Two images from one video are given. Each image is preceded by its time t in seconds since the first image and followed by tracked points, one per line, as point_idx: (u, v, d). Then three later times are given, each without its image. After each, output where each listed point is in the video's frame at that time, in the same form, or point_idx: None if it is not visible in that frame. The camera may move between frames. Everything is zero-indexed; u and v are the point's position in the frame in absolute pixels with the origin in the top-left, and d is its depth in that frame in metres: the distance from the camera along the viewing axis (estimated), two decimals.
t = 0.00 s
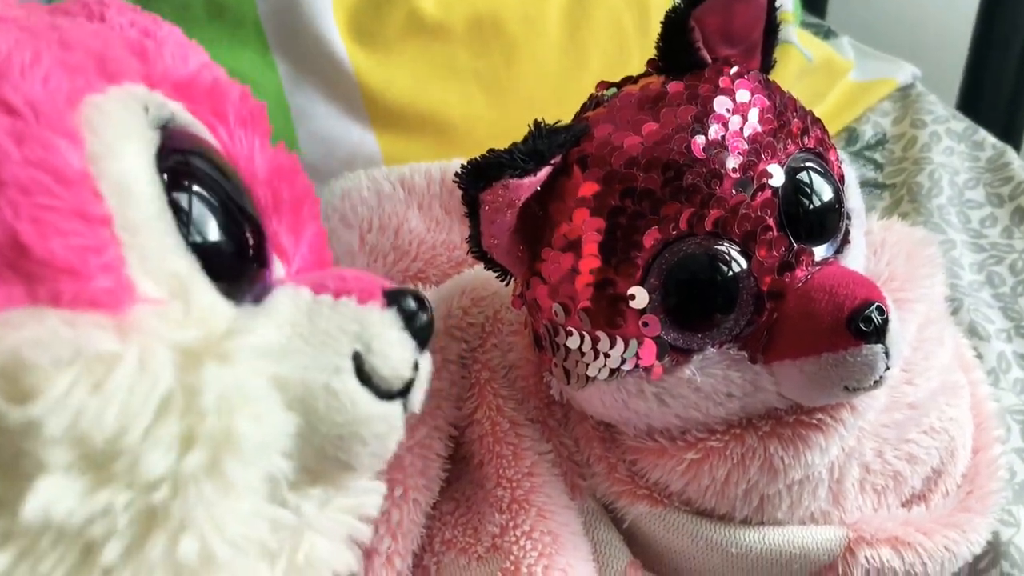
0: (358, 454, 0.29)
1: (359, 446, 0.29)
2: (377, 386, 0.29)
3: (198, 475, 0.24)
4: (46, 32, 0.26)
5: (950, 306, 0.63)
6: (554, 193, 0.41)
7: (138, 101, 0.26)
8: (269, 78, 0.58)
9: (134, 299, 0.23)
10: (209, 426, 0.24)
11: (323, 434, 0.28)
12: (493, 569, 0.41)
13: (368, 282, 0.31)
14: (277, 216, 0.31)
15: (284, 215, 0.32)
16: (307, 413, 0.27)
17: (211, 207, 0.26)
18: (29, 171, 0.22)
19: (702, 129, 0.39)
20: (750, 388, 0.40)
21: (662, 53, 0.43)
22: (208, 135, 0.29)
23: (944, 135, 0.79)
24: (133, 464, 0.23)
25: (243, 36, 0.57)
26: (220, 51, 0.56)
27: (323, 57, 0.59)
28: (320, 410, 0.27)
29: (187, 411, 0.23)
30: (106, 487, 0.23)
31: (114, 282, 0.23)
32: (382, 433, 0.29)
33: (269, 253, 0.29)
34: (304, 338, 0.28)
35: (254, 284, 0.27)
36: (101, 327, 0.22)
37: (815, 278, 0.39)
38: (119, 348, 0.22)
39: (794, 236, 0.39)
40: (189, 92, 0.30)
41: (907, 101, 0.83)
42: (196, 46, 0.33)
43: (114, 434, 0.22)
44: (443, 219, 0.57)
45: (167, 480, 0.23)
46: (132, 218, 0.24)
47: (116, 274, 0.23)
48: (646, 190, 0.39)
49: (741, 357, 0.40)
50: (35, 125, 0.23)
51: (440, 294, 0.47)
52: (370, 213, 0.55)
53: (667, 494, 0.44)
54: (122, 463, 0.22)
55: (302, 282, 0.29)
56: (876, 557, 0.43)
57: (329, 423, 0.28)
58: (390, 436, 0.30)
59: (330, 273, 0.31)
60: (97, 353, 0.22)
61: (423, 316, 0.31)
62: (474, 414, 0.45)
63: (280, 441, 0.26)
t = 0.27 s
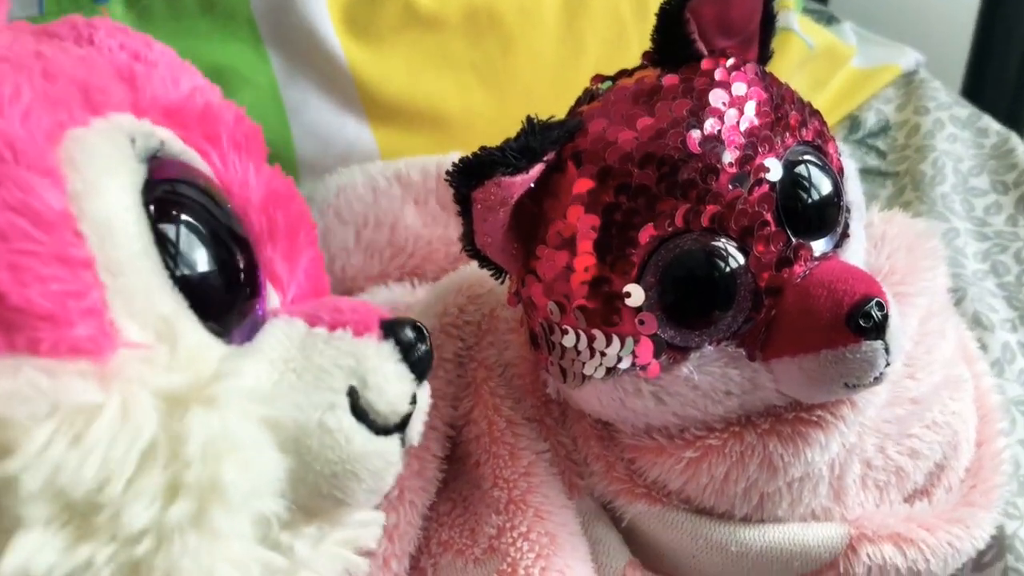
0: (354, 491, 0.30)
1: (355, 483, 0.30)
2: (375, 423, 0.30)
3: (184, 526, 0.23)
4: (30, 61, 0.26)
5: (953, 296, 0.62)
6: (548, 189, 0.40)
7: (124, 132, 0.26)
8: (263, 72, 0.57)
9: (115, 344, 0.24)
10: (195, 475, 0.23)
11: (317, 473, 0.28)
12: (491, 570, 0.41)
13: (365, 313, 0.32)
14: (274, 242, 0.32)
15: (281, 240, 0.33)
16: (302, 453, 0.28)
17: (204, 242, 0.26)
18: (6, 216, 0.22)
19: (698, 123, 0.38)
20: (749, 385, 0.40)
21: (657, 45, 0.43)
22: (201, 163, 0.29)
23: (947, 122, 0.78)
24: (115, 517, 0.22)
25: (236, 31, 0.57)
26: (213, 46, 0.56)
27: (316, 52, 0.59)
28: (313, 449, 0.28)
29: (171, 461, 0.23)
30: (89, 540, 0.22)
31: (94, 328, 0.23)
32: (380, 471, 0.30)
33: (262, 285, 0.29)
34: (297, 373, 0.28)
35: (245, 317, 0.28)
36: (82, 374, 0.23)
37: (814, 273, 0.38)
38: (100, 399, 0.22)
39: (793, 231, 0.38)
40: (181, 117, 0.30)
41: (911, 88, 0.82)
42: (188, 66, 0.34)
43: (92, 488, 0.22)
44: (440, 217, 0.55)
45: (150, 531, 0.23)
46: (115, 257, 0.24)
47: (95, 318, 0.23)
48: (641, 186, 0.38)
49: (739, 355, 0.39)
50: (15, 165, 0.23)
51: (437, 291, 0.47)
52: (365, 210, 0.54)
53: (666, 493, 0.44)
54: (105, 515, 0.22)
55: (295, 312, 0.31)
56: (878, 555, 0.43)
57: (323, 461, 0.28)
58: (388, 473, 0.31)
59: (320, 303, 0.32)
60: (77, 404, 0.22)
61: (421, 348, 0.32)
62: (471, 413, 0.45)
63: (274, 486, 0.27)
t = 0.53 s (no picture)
0: (343, 466, 0.29)
1: (345, 460, 0.29)
2: (360, 399, 0.29)
3: (175, 500, 0.24)
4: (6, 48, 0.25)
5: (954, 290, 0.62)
6: (548, 186, 0.40)
7: (102, 118, 0.26)
8: (264, 69, 0.57)
9: (100, 325, 0.23)
10: (183, 451, 0.24)
11: (305, 450, 0.28)
12: (493, 566, 0.41)
13: (349, 291, 0.31)
14: (257, 225, 0.32)
15: (265, 223, 0.33)
16: (289, 431, 0.28)
17: (183, 225, 0.26)
18: None
19: (698, 118, 0.38)
20: (750, 381, 0.40)
21: (657, 40, 0.43)
22: (181, 148, 0.29)
23: (949, 115, 0.78)
24: (105, 494, 0.23)
25: (237, 27, 0.57)
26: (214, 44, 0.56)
27: (317, 47, 0.58)
28: (302, 426, 0.28)
29: (159, 437, 0.23)
30: (79, 517, 0.23)
31: (78, 309, 0.23)
32: (368, 446, 0.29)
33: (248, 267, 0.29)
34: (283, 353, 0.28)
35: (231, 296, 0.28)
36: (67, 355, 0.22)
37: (815, 268, 0.38)
38: (87, 379, 0.22)
39: (794, 227, 0.38)
40: (159, 102, 0.30)
41: (913, 81, 0.81)
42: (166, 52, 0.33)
43: (82, 466, 0.22)
44: (442, 212, 0.55)
45: (141, 507, 0.23)
46: (96, 240, 0.24)
47: (80, 299, 0.23)
48: (641, 182, 0.38)
49: (740, 350, 0.39)
50: None
51: (438, 287, 0.47)
52: (367, 207, 0.54)
53: (667, 488, 0.44)
54: (94, 493, 0.23)
55: (280, 293, 0.30)
56: (880, 549, 0.43)
57: (311, 439, 0.28)
58: (378, 447, 0.30)
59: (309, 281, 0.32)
60: (65, 384, 0.22)
61: (406, 325, 0.31)
62: (472, 409, 0.45)
63: (262, 460, 0.27)
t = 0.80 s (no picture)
0: (338, 463, 0.30)
1: (339, 455, 0.30)
2: (354, 395, 0.30)
3: (162, 504, 0.23)
4: None
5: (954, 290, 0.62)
6: (546, 185, 0.40)
7: (85, 118, 0.25)
8: (263, 68, 0.57)
9: (85, 328, 0.23)
10: (169, 455, 0.23)
11: (297, 447, 0.28)
12: (493, 567, 0.42)
13: (340, 288, 0.31)
14: (246, 223, 0.32)
15: (253, 220, 0.32)
16: (281, 429, 0.28)
17: (168, 225, 0.26)
18: None
19: (696, 118, 0.38)
20: (749, 381, 0.40)
21: (656, 40, 0.43)
22: (167, 148, 0.29)
23: (950, 114, 0.77)
24: (92, 498, 0.22)
25: (235, 27, 0.57)
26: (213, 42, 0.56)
27: (316, 47, 0.58)
28: (291, 423, 0.28)
29: (146, 440, 0.23)
30: (66, 523, 0.22)
31: (62, 313, 0.23)
32: (362, 441, 0.30)
33: (235, 265, 0.29)
34: (274, 352, 0.28)
35: (218, 296, 0.28)
36: (51, 359, 0.22)
37: (814, 268, 0.38)
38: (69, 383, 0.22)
39: (793, 227, 0.38)
40: (145, 102, 0.29)
41: (913, 80, 0.81)
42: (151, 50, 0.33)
43: (66, 472, 0.22)
44: (441, 211, 0.55)
45: (129, 510, 0.23)
46: (77, 243, 0.23)
47: (63, 303, 0.23)
48: (639, 182, 0.38)
49: (738, 351, 0.39)
50: None
51: (436, 287, 0.47)
52: (366, 206, 0.53)
53: (666, 488, 0.44)
54: (79, 498, 0.22)
55: (270, 292, 0.30)
56: (879, 549, 0.43)
57: (303, 435, 0.28)
58: (372, 442, 0.31)
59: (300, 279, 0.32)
60: (47, 390, 0.22)
61: (398, 320, 0.32)
62: (471, 410, 0.45)
63: (253, 461, 0.27)
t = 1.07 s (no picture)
0: (388, 505, 0.29)
1: (388, 499, 0.29)
2: (406, 435, 0.30)
3: (229, 555, 0.23)
4: (58, 67, 0.25)
5: (955, 288, 0.62)
6: (549, 182, 0.40)
7: (155, 136, 0.25)
8: (264, 67, 0.57)
9: (158, 368, 0.23)
10: (240, 506, 0.23)
11: (351, 490, 0.28)
12: (495, 563, 0.42)
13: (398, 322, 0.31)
14: (306, 248, 0.31)
15: (314, 244, 0.31)
16: (338, 470, 0.27)
17: (235, 246, 0.25)
18: (41, 237, 0.21)
19: (699, 115, 0.38)
20: (752, 378, 0.40)
21: (658, 37, 0.43)
22: (234, 168, 0.28)
23: (950, 113, 0.78)
24: (160, 550, 0.22)
25: (237, 25, 0.56)
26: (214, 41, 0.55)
27: (316, 44, 0.58)
28: (348, 464, 0.27)
29: (217, 489, 0.23)
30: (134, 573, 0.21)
31: (139, 355, 0.22)
32: (412, 483, 0.30)
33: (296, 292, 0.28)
34: (333, 387, 0.28)
35: (280, 328, 0.27)
36: (126, 404, 0.22)
37: (816, 265, 0.38)
38: (143, 431, 0.22)
39: (795, 224, 0.38)
40: (212, 119, 0.29)
41: (913, 79, 0.81)
42: (214, 60, 0.32)
43: (138, 524, 0.21)
44: (443, 209, 0.55)
45: (196, 561, 0.22)
46: (153, 278, 0.23)
47: (139, 344, 0.22)
48: (642, 179, 0.38)
49: (741, 347, 0.39)
50: (48, 182, 0.22)
51: (438, 285, 0.48)
52: (367, 204, 0.54)
53: (668, 485, 0.44)
54: (150, 550, 0.21)
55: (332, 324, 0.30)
56: (881, 546, 0.43)
57: (358, 477, 0.28)
58: (418, 487, 0.30)
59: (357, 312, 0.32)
60: (122, 437, 0.21)
61: (454, 357, 0.33)
62: (473, 407, 0.45)
63: (311, 504, 0.26)
